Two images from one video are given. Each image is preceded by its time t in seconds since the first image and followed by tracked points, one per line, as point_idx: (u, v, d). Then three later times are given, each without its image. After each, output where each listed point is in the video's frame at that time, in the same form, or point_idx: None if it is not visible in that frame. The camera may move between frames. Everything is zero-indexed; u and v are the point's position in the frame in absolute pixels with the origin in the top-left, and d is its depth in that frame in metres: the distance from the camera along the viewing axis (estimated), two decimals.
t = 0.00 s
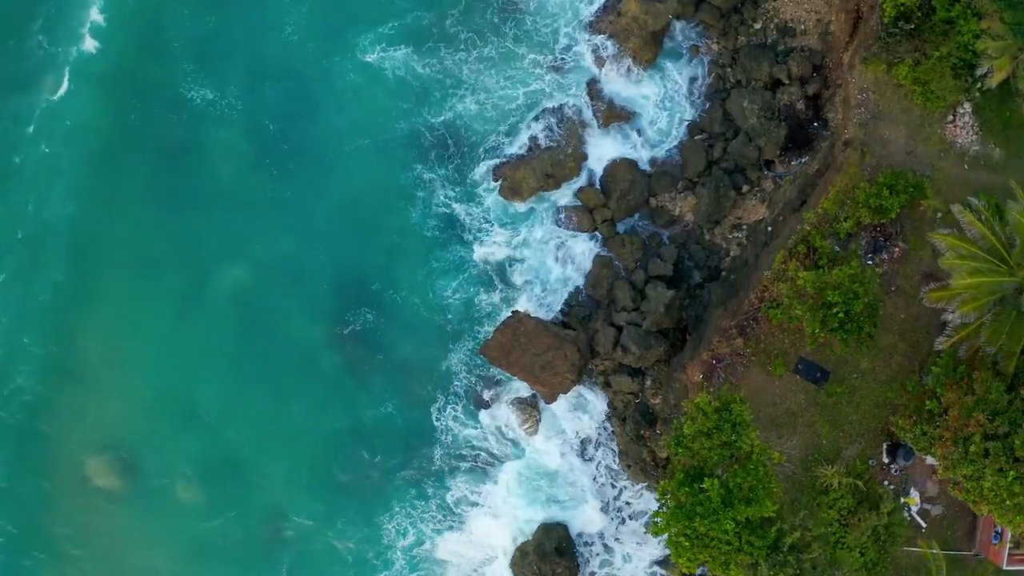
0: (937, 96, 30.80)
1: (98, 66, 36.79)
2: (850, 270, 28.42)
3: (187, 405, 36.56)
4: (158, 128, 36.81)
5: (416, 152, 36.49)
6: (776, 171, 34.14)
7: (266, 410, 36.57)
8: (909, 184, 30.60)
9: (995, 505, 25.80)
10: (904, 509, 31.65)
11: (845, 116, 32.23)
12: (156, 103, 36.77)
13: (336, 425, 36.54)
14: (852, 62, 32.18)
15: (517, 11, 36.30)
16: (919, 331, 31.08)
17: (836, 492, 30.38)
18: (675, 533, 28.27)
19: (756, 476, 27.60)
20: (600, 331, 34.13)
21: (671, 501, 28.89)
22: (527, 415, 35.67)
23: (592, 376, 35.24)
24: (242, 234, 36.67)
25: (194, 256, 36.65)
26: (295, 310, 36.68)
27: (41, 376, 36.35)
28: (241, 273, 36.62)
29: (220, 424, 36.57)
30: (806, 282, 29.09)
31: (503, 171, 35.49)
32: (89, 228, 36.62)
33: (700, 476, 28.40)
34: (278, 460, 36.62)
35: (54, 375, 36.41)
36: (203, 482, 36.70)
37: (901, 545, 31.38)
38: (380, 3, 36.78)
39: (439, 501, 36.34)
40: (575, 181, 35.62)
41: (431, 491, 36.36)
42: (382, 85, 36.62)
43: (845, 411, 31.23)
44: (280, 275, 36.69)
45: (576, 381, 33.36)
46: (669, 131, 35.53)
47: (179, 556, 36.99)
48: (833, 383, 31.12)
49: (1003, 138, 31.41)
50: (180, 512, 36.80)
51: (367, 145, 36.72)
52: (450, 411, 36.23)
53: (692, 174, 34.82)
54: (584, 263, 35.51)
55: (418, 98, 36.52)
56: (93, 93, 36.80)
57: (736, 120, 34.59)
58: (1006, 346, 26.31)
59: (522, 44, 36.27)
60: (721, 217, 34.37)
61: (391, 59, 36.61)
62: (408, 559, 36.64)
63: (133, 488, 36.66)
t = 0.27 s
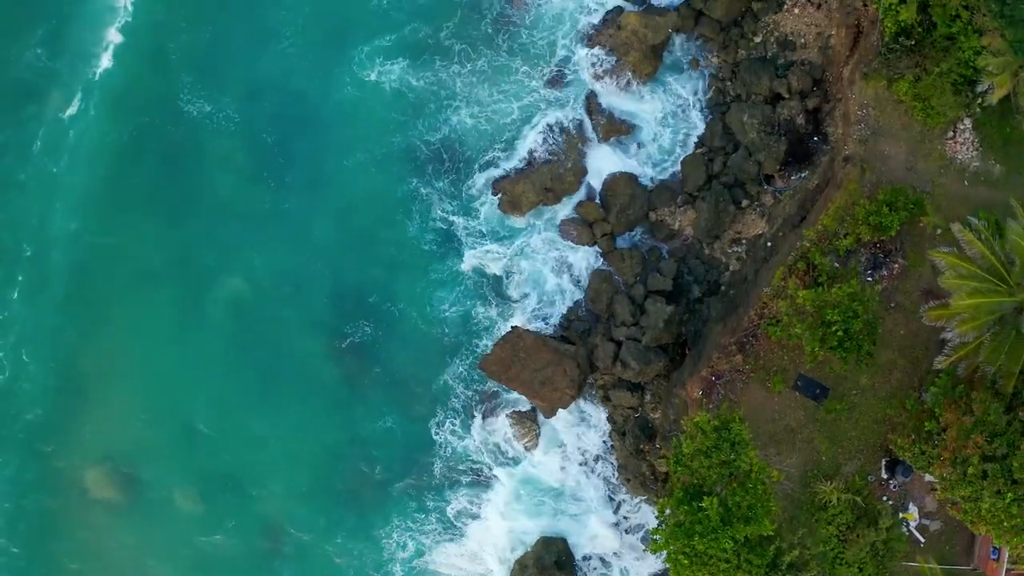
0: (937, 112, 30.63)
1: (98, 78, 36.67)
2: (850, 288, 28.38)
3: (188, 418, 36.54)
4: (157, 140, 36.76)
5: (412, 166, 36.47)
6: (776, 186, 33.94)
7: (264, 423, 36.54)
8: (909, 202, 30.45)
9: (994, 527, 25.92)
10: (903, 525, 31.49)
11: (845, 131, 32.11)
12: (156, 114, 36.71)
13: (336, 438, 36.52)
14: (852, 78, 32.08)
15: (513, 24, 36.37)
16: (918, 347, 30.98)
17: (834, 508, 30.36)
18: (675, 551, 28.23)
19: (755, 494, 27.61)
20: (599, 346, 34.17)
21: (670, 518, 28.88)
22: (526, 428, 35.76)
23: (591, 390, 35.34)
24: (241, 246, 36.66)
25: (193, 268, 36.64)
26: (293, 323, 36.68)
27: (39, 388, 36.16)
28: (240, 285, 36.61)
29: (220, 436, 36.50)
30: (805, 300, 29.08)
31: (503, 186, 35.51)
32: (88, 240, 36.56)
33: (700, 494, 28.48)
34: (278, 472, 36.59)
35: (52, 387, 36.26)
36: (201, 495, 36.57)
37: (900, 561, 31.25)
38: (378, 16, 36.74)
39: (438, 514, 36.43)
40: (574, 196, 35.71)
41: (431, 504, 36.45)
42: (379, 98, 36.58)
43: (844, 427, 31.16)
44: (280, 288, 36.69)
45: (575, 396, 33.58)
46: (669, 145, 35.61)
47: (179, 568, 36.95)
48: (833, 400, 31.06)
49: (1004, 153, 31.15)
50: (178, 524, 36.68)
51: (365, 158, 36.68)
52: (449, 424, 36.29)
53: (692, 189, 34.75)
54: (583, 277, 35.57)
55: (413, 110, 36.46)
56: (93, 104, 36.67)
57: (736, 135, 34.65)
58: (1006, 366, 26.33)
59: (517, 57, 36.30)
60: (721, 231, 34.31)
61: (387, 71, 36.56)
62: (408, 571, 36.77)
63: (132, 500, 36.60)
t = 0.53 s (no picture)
0: (938, 128, 30.57)
1: (99, 91, 36.59)
2: (850, 307, 28.55)
3: (187, 430, 36.52)
4: (156, 153, 36.72)
5: (409, 179, 36.46)
6: (776, 201, 34.10)
7: (264, 435, 36.54)
8: (909, 218, 30.56)
9: (993, 547, 25.97)
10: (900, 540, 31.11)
11: (845, 147, 32.11)
12: (155, 126, 36.71)
13: (336, 451, 36.58)
14: (853, 93, 32.01)
15: (507, 36, 36.32)
16: (917, 364, 30.87)
17: (834, 524, 30.56)
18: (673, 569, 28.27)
19: (755, 514, 27.69)
20: (599, 361, 34.20)
21: (670, 535, 28.91)
22: (526, 442, 35.78)
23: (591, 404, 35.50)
24: (240, 258, 36.65)
25: (191, 281, 36.59)
26: (292, 336, 36.67)
27: (38, 401, 36.07)
28: (238, 298, 36.61)
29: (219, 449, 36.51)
30: (805, 317, 29.21)
31: (503, 200, 35.46)
32: (88, 252, 36.51)
33: (701, 512, 28.55)
34: (277, 485, 36.61)
35: (51, 399, 36.19)
36: (201, 507, 36.57)
37: None
38: (377, 28, 36.73)
39: (439, 527, 36.50)
40: (574, 210, 35.67)
41: (432, 518, 36.51)
42: (374, 111, 36.60)
43: (843, 444, 31.03)
44: (279, 301, 36.68)
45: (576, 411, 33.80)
46: (668, 158, 35.55)
47: None
48: (832, 417, 30.97)
49: (1004, 169, 31.00)
50: (177, 537, 36.57)
51: (363, 171, 36.71)
52: (448, 438, 36.33)
53: (692, 203, 34.80)
54: (581, 291, 35.58)
55: (409, 123, 36.46)
56: (93, 117, 36.61)
57: (736, 149, 34.66)
58: (1005, 386, 26.37)
59: (512, 70, 36.22)
60: (721, 246, 34.26)
61: (383, 84, 36.58)
62: None
63: (131, 513, 36.47)
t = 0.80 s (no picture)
0: (938, 144, 30.40)
1: (99, 104, 36.61)
2: (848, 326, 28.59)
3: (186, 443, 36.44)
4: (156, 166, 36.69)
5: (406, 193, 36.54)
6: (776, 216, 33.99)
7: (263, 449, 36.53)
8: (910, 234, 30.62)
9: (990, 568, 26.33)
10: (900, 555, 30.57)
11: (845, 163, 32.13)
12: (156, 140, 36.72)
13: (336, 465, 36.60)
14: (853, 109, 31.99)
15: (503, 49, 36.40)
16: (917, 380, 30.71)
17: (832, 540, 30.31)
18: None
19: (754, 533, 27.83)
20: (599, 376, 34.22)
21: (668, 553, 28.90)
22: (526, 456, 35.83)
23: (591, 418, 35.54)
24: (238, 271, 36.66)
25: (190, 293, 36.61)
26: (291, 349, 36.68)
27: (37, 415, 35.94)
28: (237, 311, 36.62)
29: (219, 464, 36.43)
30: (805, 336, 29.25)
31: (503, 214, 35.49)
32: (87, 265, 36.46)
33: (699, 530, 28.42)
34: (277, 498, 36.53)
35: (51, 413, 36.05)
36: (200, 521, 36.32)
37: None
38: (377, 42, 36.85)
39: (439, 541, 36.53)
40: (574, 224, 35.62)
41: (432, 532, 36.55)
42: (371, 124, 36.76)
43: (842, 461, 30.95)
44: (277, 313, 36.68)
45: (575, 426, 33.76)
46: (667, 172, 35.50)
47: None
48: (831, 433, 30.96)
49: (1004, 186, 30.86)
50: (176, 552, 36.29)
51: (360, 184, 36.77)
52: (447, 453, 36.38)
53: (692, 217, 34.82)
54: (581, 305, 35.64)
55: (405, 136, 36.62)
56: (93, 130, 36.56)
57: (736, 163, 34.62)
58: (1004, 406, 26.46)
59: (507, 83, 36.28)
60: (721, 260, 34.23)
61: (379, 97, 36.74)
62: None
63: (129, 527, 36.17)
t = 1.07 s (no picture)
0: (939, 160, 30.40)
1: (99, 118, 36.53)
2: (848, 344, 28.64)
3: (186, 455, 36.37)
4: (154, 180, 36.54)
5: (403, 206, 36.53)
6: (776, 230, 33.94)
7: (263, 463, 36.53)
8: (910, 251, 30.51)
9: None
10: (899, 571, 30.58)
11: (846, 178, 32.09)
12: (156, 153, 36.63)
13: (336, 478, 36.62)
14: (854, 125, 31.94)
15: (499, 60, 36.36)
16: (917, 397, 30.61)
17: (832, 555, 30.57)
18: None
19: (754, 551, 27.81)
20: (598, 391, 34.26)
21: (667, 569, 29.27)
22: (526, 470, 35.79)
23: (590, 432, 35.55)
24: (237, 284, 36.63)
25: (189, 307, 36.56)
26: (289, 362, 36.65)
27: (37, 429, 35.92)
28: (235, 324, 36.57)
29: (219, 478, 36.36)
30: (806, 354, 29.15)
31: (503, 228, 35.47)
32: (86, 278, 36.30)
33: (699, 548, 28.50)
34: (278, 511, 36.56)
35: (51, 428, 35.96)
36: (200, 535, 36.28)
37: None
38: (376, 54, 36.82)
39: (439, 554, 36.66)
40: (574, 238, 35.55)
41: (433, 545, 36.66)
42: (367, 137, 36.75)
43: (841, 476, 30.92)
44: (276, 326, 36.68)
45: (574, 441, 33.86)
46: (667, 186, 35.47)
47: None
48: (831, 449, 30.94)
49: (1005, 202, 30.71)
50: (177, 565, 36.28)
51: (358, 198, 36.77)
52: (447, 467, 36.46)
53: (692, 231, 34.79)
54: (581, 319, 35.60)
55: (402, 149, 36.59)
56: (94, 144, 36.45)
57: (736, 177, 34.56)
58: (1004, 426, 26.46)
59: (503, 96, 36.20)
60: (721, 275, 34.28)
61: (375, 110, 36.73)
62: None
63: (128, 541, 36.11)
